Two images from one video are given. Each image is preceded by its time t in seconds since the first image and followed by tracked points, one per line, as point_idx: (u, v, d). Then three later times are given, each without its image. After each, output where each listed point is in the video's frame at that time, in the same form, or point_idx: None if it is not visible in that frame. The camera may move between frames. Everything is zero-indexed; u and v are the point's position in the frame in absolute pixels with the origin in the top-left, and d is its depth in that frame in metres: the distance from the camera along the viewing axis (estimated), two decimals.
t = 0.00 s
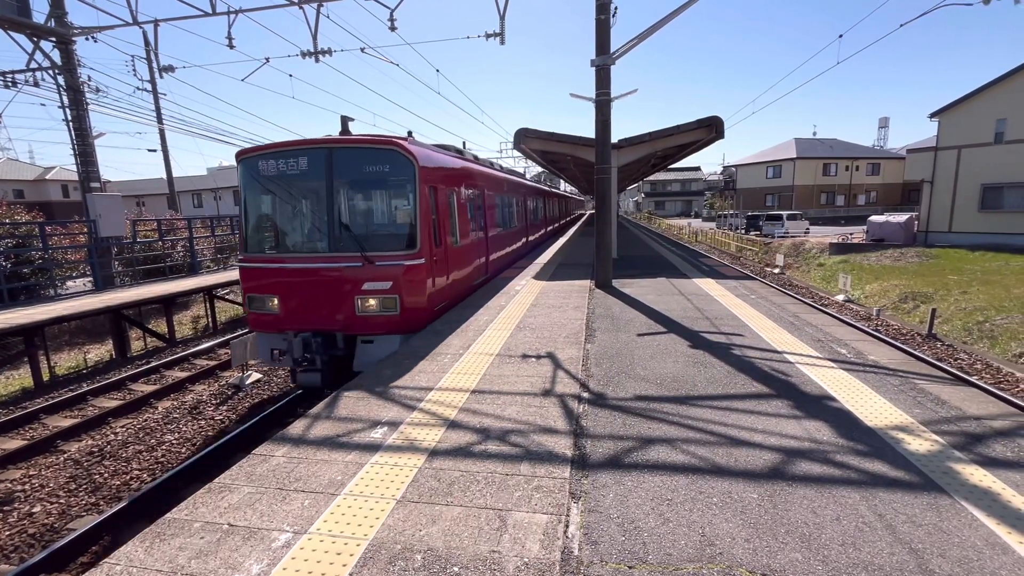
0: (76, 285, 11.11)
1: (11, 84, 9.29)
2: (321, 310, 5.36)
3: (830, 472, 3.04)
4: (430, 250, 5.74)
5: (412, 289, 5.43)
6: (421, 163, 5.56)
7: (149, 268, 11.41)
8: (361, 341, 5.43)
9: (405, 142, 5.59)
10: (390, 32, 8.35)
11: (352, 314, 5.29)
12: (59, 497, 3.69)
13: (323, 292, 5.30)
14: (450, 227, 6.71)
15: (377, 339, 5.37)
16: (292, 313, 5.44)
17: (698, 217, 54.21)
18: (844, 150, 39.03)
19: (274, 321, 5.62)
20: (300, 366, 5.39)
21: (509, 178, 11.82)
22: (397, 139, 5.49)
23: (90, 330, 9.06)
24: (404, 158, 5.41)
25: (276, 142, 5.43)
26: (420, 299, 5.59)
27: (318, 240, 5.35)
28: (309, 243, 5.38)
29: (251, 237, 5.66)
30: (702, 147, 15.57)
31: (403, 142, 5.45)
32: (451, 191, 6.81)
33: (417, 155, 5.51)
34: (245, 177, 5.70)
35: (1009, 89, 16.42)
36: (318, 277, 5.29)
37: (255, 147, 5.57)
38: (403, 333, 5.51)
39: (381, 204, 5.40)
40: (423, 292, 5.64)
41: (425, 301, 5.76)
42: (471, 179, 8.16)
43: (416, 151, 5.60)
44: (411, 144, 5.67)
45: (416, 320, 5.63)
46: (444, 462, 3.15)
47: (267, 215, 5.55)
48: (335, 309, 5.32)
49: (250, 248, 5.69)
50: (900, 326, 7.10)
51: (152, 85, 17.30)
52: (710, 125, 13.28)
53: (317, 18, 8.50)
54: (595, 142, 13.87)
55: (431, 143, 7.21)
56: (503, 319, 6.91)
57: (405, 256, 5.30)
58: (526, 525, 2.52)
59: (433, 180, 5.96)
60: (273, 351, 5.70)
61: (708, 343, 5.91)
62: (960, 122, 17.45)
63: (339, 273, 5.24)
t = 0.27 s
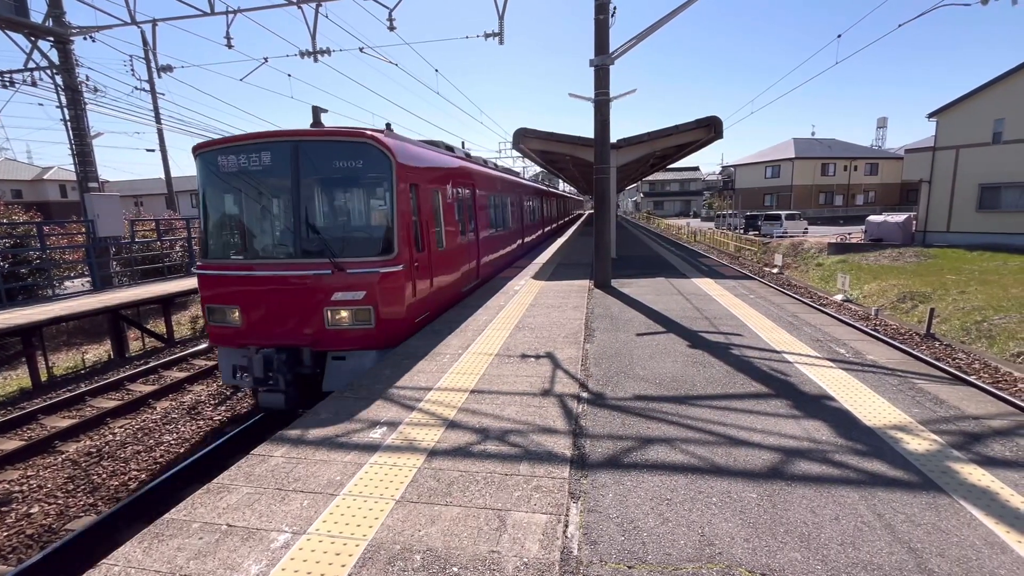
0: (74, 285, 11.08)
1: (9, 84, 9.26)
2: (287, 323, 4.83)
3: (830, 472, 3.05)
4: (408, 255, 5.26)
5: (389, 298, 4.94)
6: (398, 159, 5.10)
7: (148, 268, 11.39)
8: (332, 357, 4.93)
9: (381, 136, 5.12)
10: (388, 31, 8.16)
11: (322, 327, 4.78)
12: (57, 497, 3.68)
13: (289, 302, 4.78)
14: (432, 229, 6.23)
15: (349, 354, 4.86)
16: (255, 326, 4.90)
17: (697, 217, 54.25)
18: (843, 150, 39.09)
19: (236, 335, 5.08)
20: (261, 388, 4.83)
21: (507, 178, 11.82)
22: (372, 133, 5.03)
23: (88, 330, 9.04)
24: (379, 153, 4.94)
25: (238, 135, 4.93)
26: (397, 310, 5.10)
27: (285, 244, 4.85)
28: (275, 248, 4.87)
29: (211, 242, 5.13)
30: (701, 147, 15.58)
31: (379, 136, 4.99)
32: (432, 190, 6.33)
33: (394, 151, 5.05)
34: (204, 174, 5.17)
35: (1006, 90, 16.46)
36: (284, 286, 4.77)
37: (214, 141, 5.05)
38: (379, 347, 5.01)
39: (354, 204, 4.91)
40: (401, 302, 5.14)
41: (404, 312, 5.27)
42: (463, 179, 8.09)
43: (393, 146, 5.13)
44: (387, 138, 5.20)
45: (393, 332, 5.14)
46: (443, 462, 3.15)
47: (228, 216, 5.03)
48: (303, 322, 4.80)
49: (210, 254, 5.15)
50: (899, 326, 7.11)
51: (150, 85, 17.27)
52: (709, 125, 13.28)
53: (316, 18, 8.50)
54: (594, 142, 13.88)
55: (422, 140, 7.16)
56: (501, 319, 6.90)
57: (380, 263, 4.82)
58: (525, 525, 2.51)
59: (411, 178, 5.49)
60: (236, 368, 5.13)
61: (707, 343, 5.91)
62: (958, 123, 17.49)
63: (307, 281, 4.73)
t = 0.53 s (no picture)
0: (72, 285, 11.05)
1: (6, 83, 9.23)
2: (241, 342, 4.15)
3: (828, 471, 3.05)
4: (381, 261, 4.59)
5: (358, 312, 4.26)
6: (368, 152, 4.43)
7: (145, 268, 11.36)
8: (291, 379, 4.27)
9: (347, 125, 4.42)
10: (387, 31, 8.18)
11: (279, 347, 4.10)
12: (55, 498, 3.68)
13: (242, 318, 4.11)
14: (411, 231, 5.57)
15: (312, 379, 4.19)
16: (203, 345, 4.22)
17: (695, 217, 54.30)
18: (841, 150, 39.15)
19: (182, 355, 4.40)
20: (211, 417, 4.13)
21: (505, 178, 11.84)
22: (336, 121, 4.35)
23: (86, 330, 9.02)
24: (345, 145, 4.26)
25: (183, 124, 4.25)
26: (369, 325, 4.43)
27: (237, 251, 4.18)
28: (227, 256, 4.21)
29: (156, 248, 4.46)
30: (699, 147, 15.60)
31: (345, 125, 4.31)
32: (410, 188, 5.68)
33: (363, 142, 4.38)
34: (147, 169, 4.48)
35: (1004, 90, 16.51)
36: (236, 300, 4.10)
37: (156, 131, 4.36)
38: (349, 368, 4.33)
39: (316, 204, 4.22)
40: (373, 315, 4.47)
41: (377, 326, 4.60)
42: (459, 180, 8.12)
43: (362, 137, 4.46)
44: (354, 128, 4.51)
45: (365, 351, 4.46)
46: (442, 462, 3.15)
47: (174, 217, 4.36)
48: (259, 341, 4.11)
49: (154, 261, 4.48)
50: (896, 326, 7.12)
51: (148, 85, 17.24)
52: (708, 125, 13.30)
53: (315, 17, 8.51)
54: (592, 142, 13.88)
55: (420, 141, 7.22)
56: (500, 319, 6.89)
57: (346, 271, 4.14)
58: (525, 525, 2.52)
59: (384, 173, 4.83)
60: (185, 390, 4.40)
61: (705, 342, 5.92)
62: (956, 123, 17.55)
63: (262, 294, 4.06)
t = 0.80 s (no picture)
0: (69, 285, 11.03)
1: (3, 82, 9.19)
2: (177, 366, 3.58)
3: (826, 471, 3.06)
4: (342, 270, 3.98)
5: (312, 331, 3.67)
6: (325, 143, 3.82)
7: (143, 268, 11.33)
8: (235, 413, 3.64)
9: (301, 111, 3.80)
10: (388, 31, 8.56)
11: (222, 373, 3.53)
12: (52, 498, 3.68)
13: (179, 339, 3.54)
14: (382, 234, 4.97)
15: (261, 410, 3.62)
16: (135, 370, 3.65)
17: (694, 217, 54.37)
18: (839, 150, 39.22)
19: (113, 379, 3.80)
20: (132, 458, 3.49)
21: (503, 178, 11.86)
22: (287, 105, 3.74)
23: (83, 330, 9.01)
24: (296, 135, 3.65)
25: (108, 108, 3.63)
26: (326, 344, 3.84)
27: (173, 261, 3.60)
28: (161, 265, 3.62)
29: (82, 254, 3.85)
30: (698, 147, 15.62)
31: (297, 112, 3.71)
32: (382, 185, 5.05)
33: (319, 132, 3.77)
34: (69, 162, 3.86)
35: (1001, 91, 16.59)
36: (171, 318, 3.52)
37: (77, 118, 3.73)
38: (303, 396, 3.76)
39: (264, 205, 3.62)
40: (331, 333, 3.88)
41: (337, 345, 4.00)
42: (457, 180, 8.11)
43: (319, 126, 3.85)
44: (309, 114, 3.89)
45: (323, 375, 3.88)
46: (441, 462, 3.15)
47: (101, 217, 3.76)
48: (198, 365, 3.54)
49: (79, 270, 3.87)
50: (894, 325, 7.14)
51: (145, 85, 17.22)
52: (706, 125, 13.33)
53: (313, 17, 8.50)
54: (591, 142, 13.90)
55: (420, 140, 7.24)
56: (499, 319, 6.89)
57: (297, 284, 3.57)
58: (523, 525, 2.51)
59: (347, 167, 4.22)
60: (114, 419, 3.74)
61: (704, 342, 5.93)
62: (953, 123, 17.59)
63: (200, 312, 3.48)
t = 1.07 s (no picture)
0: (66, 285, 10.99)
1: None
2: (77, 402, 2.96)
3: (823, 470, 3.06)
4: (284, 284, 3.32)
5: (241, 363, 3.02)
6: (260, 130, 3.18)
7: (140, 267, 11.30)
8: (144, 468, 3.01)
9: (228, 89, 3.13)
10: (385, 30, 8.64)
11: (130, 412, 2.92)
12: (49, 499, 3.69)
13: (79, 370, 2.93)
14: (344, 241, 4.30)
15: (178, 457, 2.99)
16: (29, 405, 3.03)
17: (692, 217, 54.44)
18: (837, 150, 39.31)
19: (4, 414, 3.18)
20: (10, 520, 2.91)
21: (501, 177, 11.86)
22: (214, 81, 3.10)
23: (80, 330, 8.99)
24: (220, 119, 2.99)
25: None
26: (262, 377, 3.18)
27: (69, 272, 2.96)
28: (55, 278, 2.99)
29: None
30: (696, 147, 15.64)
31: (226, 90, 3.08)
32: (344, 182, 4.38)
33: (252, 115, 3.13)
34: None
35: (999, 92, 16.63)
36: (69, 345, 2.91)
37: None
38: (233, 440, 3.12)
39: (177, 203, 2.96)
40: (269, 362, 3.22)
41: (279, 377, 3.34)
42: (456, 180, 8.10)
43: (255, 109, 3.21)
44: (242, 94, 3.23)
45: (260, 412, 3.23)
46: (439, 461, 3.15)
47: None
48: (101, 401, 2.93)
49: None
50: (891, 325, 7.16)
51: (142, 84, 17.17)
52: (704, 125, 13.35)
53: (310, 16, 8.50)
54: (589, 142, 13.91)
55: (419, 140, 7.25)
56: (497, 319, 6.89)
57: (221, 305, 2.93)
58: (521, 525, 2.51)
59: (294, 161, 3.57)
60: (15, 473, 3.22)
61: (702, 342, 5.93)
62: (950, 123, 17.64)
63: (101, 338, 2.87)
